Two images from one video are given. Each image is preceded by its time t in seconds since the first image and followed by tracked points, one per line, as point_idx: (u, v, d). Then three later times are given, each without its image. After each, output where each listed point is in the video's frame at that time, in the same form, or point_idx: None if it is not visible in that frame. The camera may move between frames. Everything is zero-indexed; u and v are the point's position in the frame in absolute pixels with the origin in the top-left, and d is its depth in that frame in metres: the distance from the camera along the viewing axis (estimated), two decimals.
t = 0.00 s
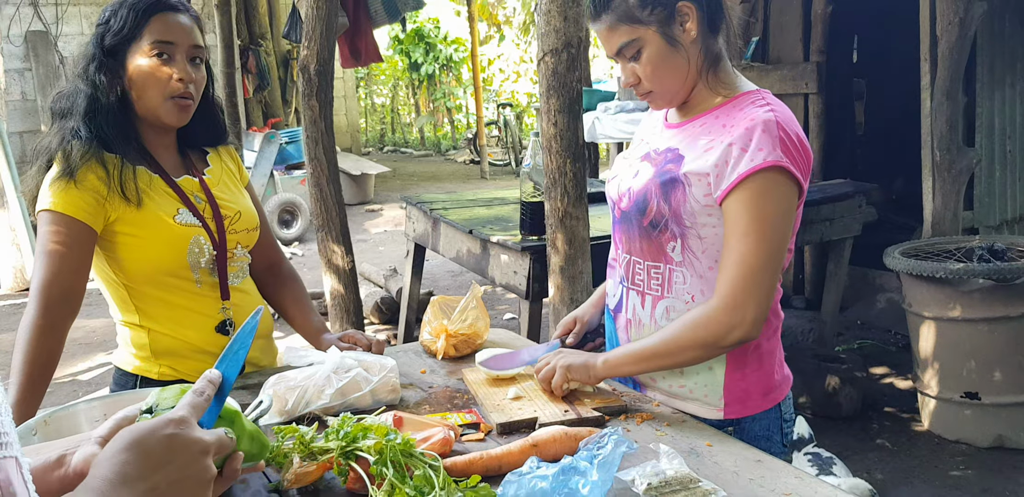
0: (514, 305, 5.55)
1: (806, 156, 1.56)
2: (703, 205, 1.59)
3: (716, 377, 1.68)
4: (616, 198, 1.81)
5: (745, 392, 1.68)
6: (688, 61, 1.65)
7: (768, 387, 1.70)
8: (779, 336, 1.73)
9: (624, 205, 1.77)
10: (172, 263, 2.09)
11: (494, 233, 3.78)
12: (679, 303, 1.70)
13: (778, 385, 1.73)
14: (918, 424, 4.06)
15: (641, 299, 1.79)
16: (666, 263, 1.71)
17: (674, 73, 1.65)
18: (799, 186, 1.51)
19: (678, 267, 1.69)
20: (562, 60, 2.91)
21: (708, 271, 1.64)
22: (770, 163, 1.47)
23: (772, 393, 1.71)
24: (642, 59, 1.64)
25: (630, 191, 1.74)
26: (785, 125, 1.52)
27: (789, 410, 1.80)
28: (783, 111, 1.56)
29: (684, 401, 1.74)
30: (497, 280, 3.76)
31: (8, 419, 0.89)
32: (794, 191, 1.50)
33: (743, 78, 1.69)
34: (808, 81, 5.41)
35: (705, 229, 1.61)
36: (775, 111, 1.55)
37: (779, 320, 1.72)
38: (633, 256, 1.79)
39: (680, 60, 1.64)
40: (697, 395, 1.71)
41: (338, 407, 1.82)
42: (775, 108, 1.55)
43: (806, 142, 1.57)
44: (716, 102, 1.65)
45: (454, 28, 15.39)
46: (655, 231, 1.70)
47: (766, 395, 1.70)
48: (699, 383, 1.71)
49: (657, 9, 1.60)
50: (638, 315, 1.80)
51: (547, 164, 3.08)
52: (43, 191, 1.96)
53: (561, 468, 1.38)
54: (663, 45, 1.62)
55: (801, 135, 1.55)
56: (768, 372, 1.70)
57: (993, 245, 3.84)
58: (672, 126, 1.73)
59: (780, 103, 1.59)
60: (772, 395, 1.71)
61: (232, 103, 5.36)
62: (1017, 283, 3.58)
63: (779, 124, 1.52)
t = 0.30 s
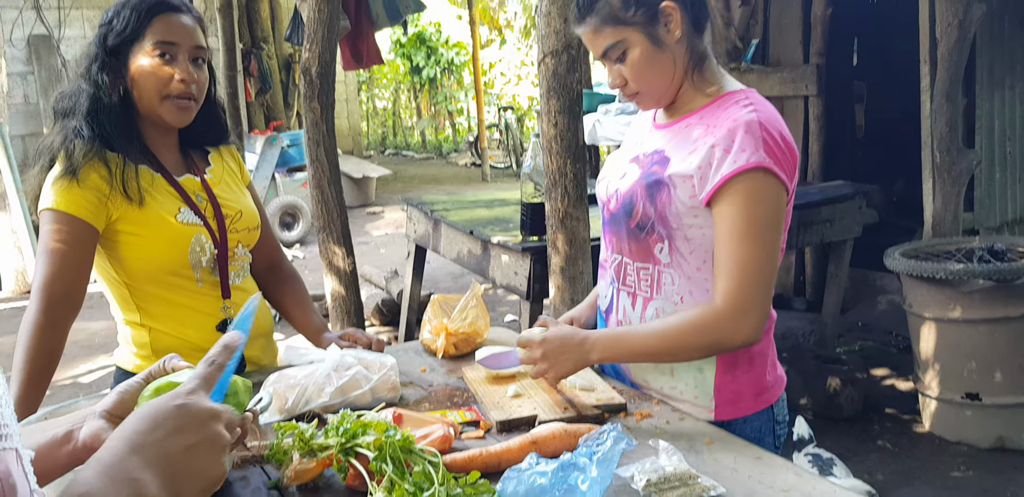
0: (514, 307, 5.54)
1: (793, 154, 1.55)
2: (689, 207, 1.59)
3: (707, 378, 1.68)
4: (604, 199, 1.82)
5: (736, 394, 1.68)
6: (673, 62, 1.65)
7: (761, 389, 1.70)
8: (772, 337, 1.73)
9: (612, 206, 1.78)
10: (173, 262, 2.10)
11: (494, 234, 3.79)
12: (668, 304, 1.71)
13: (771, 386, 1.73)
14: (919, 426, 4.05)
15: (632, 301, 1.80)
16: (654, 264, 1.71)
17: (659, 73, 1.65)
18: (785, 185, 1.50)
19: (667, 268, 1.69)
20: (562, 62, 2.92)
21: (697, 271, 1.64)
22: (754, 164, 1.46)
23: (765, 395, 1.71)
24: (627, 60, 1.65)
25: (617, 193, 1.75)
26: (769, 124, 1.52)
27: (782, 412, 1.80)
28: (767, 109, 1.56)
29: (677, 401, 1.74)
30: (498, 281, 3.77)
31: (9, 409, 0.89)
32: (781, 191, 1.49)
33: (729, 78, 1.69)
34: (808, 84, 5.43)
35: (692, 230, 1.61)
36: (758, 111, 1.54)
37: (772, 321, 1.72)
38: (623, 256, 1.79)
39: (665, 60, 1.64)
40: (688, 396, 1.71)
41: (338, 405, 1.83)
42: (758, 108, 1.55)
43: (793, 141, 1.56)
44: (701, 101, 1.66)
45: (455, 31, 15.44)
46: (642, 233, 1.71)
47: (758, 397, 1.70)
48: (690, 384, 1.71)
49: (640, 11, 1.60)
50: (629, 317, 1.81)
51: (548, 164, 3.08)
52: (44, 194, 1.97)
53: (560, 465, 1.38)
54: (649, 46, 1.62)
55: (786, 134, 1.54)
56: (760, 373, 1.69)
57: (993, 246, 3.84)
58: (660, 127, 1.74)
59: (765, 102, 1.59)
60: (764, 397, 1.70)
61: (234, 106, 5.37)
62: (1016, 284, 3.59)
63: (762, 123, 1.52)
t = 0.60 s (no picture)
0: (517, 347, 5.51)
1: (766, 193, 1.48)
2: (661, 251, 1.55)
3: (700, 416, 1.63)
4: (586, 244, 1.79)
5: (732, 433, 1.62)
6: (643, 95, 1.65)
7: (759, 423, 1.64)
8: (767, 372, 1.67)
9: (592, 251, 1.75)
10: (174, 298, 2.10)
11: (496, 271, 3.79)
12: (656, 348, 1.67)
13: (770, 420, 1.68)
14: (925, 466, 3.99)
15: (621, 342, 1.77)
16: (638, 308, 1.68)
17: (629, 105, 1.65)
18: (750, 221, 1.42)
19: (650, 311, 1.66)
20: (563, 101, 2.95)
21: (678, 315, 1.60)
22: (713, 203, 1.40)
23: (761, 433, 1.65)
24: (596, 90, 1.64)
25: (595, 237, 1.73)
26: (735, 163, 1.46)
27: (780, 450, 1.73)
28: (735, 147, 1.50)
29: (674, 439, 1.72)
30: (500, 319, 3.76)
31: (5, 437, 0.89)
32: (740, 224, 1.40)
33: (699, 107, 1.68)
34: (808, 123, 5.44)
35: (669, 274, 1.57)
36: (726, 149, 1.49)
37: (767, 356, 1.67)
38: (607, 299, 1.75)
39: (636, 94, 1.64)
40: (685, 435, 1.67)
41: (336, 441, 1.81)
42: (727, 146, 1.50)
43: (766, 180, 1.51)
44: (670, 137, 1.66)
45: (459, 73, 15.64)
46: (622, 279, 1.68)
47: (757, 433, 1.64)
48: (685, 424, 1.66)
49: (611, 40, 1.59)
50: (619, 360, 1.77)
51: (549, 202, 3.10)
52: (45, 232, 1.98)
53: None
54: (619, 77, 1.62)
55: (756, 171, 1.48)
56: (757, 408, 1.63)
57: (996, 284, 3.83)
58: (635, 169, 1.72)
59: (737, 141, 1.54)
60: (763, 432, 1.64)
61: (239, 146, 5.41)
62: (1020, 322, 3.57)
63: (728, 161, 1.46)
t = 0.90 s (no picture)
0: (519, 390, 5.47)
1: (699, 226, 1.41)
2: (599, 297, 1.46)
3: (689, 457, 1.56)
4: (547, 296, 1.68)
5: (724, 471, 1.54)
6: (593, 133, 1.56)
7: (750, 462, 1.56)
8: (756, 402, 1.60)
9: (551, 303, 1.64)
10: (174, 337, 2.10)
11: (498, 312, 3.79)
12: (629, 395, 1.55)
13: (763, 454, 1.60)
14: None
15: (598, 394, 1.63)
16: (603, 358, 1.56)
17: (577, 144, 1.56)
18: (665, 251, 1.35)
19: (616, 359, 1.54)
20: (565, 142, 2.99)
21: (644, 357, 1.51)
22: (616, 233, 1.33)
23: (756, 467, 1.56)
24: (547, 119, 1.56)
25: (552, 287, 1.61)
26: (662, 198, 1.38)
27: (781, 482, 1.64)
28: (671, 187, 1.42)
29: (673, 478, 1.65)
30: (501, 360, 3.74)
31: None
32: (647, 244, 1.33)
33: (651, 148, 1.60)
34: (810, 166, 5.50)
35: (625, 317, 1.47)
36: (657, 180, 1.44)
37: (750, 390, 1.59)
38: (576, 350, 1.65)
39: (588, 132, 1.56)
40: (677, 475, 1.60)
41: (334, 480, 1.79)
42: (659, 177, 1.44)
43: (708, 215, 1.45)
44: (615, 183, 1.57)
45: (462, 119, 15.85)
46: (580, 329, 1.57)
47: (747, 473, 1.55)
48: (675, 468, 1.59)
49: (571, 72, 1.51)
50: (598, 414, 1.65)
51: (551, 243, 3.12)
52: (46, 267, 1.99)
53: None
54: (572, 112, 1.53)
55: (692, 204, 1.42)
56: (744, 445, 1.55)
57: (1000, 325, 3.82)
58: (584, 219, 1.62)
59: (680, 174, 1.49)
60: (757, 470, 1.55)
61: (244, 189, 5.46)
62: None
63: (656, 192, 1.40)
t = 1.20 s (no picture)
0: (524, 412, 5.46)
1: (637, 256, 1.44)
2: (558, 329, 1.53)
3: (685, 477, 1.56)
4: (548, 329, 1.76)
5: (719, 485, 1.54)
6: (552, 172, 1.61)
7: (746, 476, 1.56)
8: (743, 414, 1.59)
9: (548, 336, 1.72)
10: (183, 354, 2.12)
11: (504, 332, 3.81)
12: (615, 422, 1.60)
13: (760, 464, 1.59)
14: None
15: (594, 423, 1.70)
16: (585, 390, 1.62)
17: (536, 178, 1.62)
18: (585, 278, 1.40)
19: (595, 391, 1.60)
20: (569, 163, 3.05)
21: (616, 385, 1.54)
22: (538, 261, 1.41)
23: (750, 477, 1.56)
24: (511, 149, 1.61)
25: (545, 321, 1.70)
26: (596, 229, 1.43)
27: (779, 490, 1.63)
28: (612, 217, 1.46)
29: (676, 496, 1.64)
30: (507, 380, 3.75)
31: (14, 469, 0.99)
32: (562, 271, 1.39)
33: (616, 178, 1.62)
34: (814, 188, 5.54)
35: (590, 349, 1.53)
36: (601, 210, 1.49)
37: (737, 404, 1.58)
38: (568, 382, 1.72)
39: (547, 169, 1.61)
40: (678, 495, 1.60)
41: None
42: (604, 207, 1.49)
43: (655, 244, 1.46)
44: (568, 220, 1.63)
45: (467, 141, 15.94)
46: (561, 362, 1.64)
47: (743, 487, 1.55)
48: (676, 488, 1.60)
49: (537, 107, 1.56)
50: (598, 438, 1.71)
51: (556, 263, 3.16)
52: (57, 284, 2.00)
53: None
54: (535, 145, 1.59)
55: (632, 233, 1.45)
56: (734, 460, 1.55)
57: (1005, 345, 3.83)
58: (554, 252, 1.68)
59: (636, 205, 1.52)
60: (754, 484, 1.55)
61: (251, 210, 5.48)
62: None
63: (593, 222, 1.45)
